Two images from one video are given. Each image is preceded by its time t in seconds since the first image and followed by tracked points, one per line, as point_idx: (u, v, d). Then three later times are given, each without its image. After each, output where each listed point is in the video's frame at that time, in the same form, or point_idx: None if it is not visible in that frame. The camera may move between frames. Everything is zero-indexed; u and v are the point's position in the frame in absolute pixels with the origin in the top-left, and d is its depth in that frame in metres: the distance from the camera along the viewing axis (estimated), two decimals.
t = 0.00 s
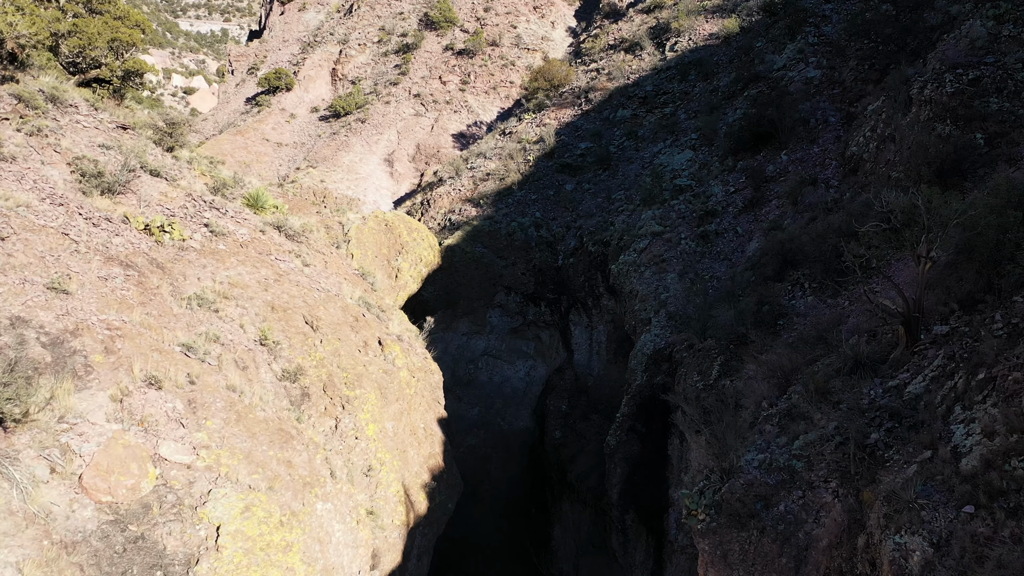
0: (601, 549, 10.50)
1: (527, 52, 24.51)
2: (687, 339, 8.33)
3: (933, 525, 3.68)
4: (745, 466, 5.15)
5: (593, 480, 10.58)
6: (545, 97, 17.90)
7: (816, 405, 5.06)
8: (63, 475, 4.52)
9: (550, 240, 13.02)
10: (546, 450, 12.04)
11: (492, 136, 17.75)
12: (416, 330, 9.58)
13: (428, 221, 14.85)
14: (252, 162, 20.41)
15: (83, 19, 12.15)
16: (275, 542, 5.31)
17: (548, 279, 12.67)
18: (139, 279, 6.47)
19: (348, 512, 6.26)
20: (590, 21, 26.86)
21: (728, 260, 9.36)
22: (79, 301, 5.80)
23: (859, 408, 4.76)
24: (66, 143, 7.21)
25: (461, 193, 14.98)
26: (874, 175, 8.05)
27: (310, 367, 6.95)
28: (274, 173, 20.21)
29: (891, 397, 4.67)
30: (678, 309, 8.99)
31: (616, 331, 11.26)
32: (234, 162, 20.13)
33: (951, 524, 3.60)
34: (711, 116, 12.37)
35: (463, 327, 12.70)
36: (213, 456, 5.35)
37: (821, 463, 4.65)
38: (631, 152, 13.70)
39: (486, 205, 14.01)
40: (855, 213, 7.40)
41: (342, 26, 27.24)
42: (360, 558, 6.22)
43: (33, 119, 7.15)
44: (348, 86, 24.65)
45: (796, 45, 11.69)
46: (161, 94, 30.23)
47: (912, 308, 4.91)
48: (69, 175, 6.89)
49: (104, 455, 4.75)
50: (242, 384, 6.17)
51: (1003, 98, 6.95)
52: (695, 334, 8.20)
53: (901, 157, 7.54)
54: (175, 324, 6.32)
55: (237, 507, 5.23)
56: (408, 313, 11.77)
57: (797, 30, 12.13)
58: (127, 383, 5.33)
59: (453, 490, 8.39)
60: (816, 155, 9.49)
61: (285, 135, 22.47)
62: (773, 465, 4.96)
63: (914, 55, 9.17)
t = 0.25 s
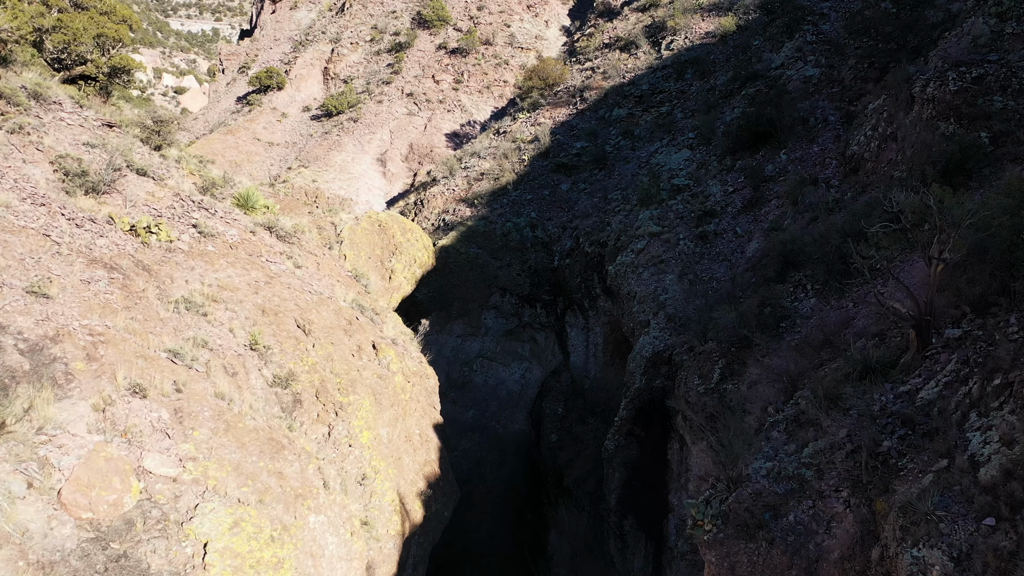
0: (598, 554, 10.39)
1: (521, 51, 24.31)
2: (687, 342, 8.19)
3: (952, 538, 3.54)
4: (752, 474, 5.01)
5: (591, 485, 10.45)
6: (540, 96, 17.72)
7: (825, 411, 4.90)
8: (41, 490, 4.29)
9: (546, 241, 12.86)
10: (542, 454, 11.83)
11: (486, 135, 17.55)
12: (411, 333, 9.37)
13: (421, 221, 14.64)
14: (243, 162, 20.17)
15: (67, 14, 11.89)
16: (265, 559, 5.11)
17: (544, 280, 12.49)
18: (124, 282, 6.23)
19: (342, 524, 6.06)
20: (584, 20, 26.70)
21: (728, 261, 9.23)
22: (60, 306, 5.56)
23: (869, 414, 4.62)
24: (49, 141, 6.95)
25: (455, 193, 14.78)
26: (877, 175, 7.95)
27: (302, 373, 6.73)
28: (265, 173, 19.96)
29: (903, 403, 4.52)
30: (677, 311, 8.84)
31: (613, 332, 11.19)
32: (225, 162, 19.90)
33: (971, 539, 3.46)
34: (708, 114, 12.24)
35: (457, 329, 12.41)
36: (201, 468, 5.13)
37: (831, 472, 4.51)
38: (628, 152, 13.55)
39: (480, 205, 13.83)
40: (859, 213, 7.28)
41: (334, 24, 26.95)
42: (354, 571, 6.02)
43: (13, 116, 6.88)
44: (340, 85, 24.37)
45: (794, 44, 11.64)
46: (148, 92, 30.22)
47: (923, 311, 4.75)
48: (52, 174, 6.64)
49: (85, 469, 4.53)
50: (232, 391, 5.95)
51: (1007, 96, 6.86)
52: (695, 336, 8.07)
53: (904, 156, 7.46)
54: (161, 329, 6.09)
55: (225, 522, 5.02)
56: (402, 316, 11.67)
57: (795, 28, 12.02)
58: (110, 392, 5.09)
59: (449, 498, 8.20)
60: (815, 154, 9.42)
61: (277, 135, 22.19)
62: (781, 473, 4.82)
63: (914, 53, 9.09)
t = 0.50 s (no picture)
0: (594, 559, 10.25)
1: (515, 49, 24.08)
2: (688, 345, 8.04)
3: (973, 554, 3.39)
4: (760, 484, 4.87)
5: (588, 490, 10.30)
6: (535, 95, 17.53)
7: (836, 418, 4.76)
8: (15, 508, 4.05)
9: (542, 241, 12.68)
10: (538, 458, 11.65)
11: (480, 134, 17.35)
12: (405, 336, 9.15)
13: (415, 221, 14.42)
14: (234, 161, 19.92)
15: (50, 8, 11.64)
16: None
17: (540, 281, 12.28)
18: (107, 285, 5.98)
19: (335, 537, 5.84)
20: (578, 19, 26.52)
21: (727, 262, 9.10)
22: (39, 311, 5.31)
23: (882, 422, 4.48)
24: (30, 138, 6.69)
25: (449, 193, 14.57)
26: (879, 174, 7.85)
27: (293, 379, 6.51)
28: (257, 173, 19.70)
29: (916, 410, 4.38)
30: (677, 313, 8.69)
31: (610, 334, 11.00)
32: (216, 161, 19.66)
33: (993, 555, 3.31)
34: (706, 113, 12.12)
35: (451, 331, 12.26)
36: (186, 482, 4.91)
37: (843, 481, 4.36)
38: (624, 151, 13.40)
39: (474, 205, 13.63)
40: (863, 213, 7.14)
41: (326, 22, 26.65)
42: None
43: None
44: (332, 83, 24.07)
45: (792, 42, 11.59)
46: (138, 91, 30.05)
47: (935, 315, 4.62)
48: (33, 172, 6.38)
49: (62, 485, 4.29)
50: (220, 399, 5.72)
51: (1012, 95, 6.74)
52: (696, 339, 7.91)
53: (908, 155, 7.37)
54: (146, 334, 5.84)
55: (212, 539, 4.81)
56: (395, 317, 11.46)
57: (793, 26, 11.91)
58: (90, 401, 4.86)
59: (445, 506, 8.00)
60: (816, 153, 9.37)
61: (268, 134, 21.92)
62: (791, 483, 4.67)
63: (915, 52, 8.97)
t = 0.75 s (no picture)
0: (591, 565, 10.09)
1: (508, 48, 23.85)
2: (688, 348, 7.90)
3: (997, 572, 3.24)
4: (768, 495, 4.69)
5: (585, 495, 10.11)
6: (529, 93, 17.34)
7: (846, 426, 4.61)
8: None
9: (537, 241, 12.49)
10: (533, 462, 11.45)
11: (473, 133, 17.13)
12: (398, 340, 8.92)
13: (407, 221, 14.18)
14: (224, 160, 19.65)
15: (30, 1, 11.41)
16: None
17: (535, 282, 12.08)
18: (88, 288, 5.72)
19: (326, 550, 5.63)
20: (572, 17, 26.34)
21: (727, 263, 8.96)
22: (15, 316, 5.05)
23: (895, 430, 4.32)
24: (8, 135, 6.41)
25: (442, 192, 14.34)
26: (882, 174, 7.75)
27: (283, 385, 6.27)
28: (247, 172, 19.42)
29: (931, 417, 4.22)
30: (676, 315, 8.53)
31: (606, 336, 10.84)
32: (205, 160, 19.36)
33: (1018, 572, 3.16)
34: (703, 112, 11.98)
35: (445, 332, 12.01)
36: (169, 498, 4.68)
37: (856, 492, 4.20)
38: (620, 150, 13.24)
39: (468, 204, 13.42)
40: (866, 213, 7.01)
41: (317, 20, 26.31)
42: None
43: None
44: (323, 82, 23.75)
45: (790, 40, 11.52)
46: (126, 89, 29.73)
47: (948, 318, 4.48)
48: (10, 170, 6.11)
49: (35, 503, 4.06)
50: (205, 408, 5.47)
51: (1017, 93, 6.66)
52: (696, 342, 7.74)
53: (910, 154, 7.27)
54: (128, 339, 5.58)
55: (196, 559, 4.59)
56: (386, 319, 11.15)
57: (791, 24, 11.84)
58: (67, 412, 4.60)
59: (440, 514, 7.77)
60: (816, 152, 9.30)
61: (258, 132, 21.62)
62: (801, 494, 4.51)
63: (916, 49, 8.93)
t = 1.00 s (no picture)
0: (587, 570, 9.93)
1: (501, 46, 23.64)
2: (687, 350, 7.75)
3: None
4: (775, 505, 4.55)
5: (582, 500, 9.94)
6: (522, 92, 17.15)
7: (854, 432, 4.48)
8: None
9: (532, 241, 12.33)
10: (528, 465, 11.27)
11: (466, 132, 16.94)
12: (391, 343, 8.71)
13: (399, 221, 13.97)
14: (214, 159, 19.43)
15: None
16: None
17: (530, 283, 11.91)
18: (68, 291, 5.48)
19: (316, 563, 5.44)
20: (565, 16, 26.17)
21: (724, 263, 8.85)
22: None
23: (905, 437, 4.19)
24: None
25: (435, 192, 14.15)
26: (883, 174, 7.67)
27: (272, 391, 6.06)
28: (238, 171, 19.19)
29: (942, 424, 4.10)
30: (674, 317, 8.39)
31: (602, 337, 10.78)
32: (195, 159, 19.08)
33: None
34: (699, 110, 11.87)
35: (438, 334, 11.75)
36: (150, 513, 4.47)
37: (865, 502, 4.07)
38: (615, 149, 13.09)
39: (462, 204, 13.24)
40: (868, 213, 6.90)
41: (308, 18, 26.00)
42: None
43: None
44: (315, 80, 23.47)
45: (787, 37, 11.52)
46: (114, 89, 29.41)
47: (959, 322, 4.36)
48: None
49: (6, 521, 3.85)
50: (190, 416, 5.25)
51: (1020, 91, 6.58)
52: (695, 344, 7.57)
53: (912, 153, 7.19)
54: (109, 345, 5.35)
55: None
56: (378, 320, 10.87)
57: (788, 21, 11.83)
58: (43, 423, 4.38)
59: (434, 522, 7.57)
60: (814, 151, 9.25)
61: (249, 131, 21.35)
62: (808, 503, 4.38)
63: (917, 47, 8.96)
